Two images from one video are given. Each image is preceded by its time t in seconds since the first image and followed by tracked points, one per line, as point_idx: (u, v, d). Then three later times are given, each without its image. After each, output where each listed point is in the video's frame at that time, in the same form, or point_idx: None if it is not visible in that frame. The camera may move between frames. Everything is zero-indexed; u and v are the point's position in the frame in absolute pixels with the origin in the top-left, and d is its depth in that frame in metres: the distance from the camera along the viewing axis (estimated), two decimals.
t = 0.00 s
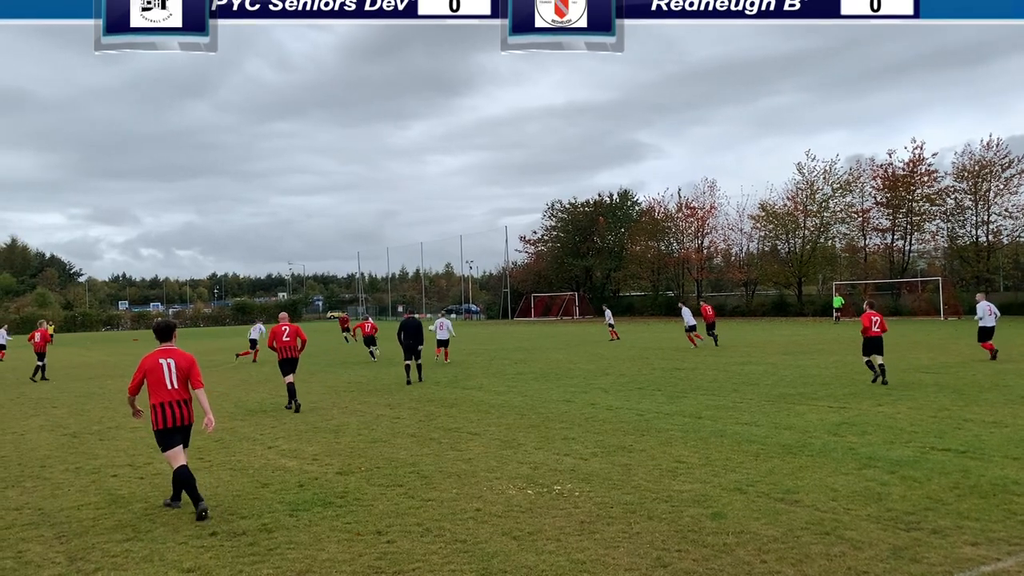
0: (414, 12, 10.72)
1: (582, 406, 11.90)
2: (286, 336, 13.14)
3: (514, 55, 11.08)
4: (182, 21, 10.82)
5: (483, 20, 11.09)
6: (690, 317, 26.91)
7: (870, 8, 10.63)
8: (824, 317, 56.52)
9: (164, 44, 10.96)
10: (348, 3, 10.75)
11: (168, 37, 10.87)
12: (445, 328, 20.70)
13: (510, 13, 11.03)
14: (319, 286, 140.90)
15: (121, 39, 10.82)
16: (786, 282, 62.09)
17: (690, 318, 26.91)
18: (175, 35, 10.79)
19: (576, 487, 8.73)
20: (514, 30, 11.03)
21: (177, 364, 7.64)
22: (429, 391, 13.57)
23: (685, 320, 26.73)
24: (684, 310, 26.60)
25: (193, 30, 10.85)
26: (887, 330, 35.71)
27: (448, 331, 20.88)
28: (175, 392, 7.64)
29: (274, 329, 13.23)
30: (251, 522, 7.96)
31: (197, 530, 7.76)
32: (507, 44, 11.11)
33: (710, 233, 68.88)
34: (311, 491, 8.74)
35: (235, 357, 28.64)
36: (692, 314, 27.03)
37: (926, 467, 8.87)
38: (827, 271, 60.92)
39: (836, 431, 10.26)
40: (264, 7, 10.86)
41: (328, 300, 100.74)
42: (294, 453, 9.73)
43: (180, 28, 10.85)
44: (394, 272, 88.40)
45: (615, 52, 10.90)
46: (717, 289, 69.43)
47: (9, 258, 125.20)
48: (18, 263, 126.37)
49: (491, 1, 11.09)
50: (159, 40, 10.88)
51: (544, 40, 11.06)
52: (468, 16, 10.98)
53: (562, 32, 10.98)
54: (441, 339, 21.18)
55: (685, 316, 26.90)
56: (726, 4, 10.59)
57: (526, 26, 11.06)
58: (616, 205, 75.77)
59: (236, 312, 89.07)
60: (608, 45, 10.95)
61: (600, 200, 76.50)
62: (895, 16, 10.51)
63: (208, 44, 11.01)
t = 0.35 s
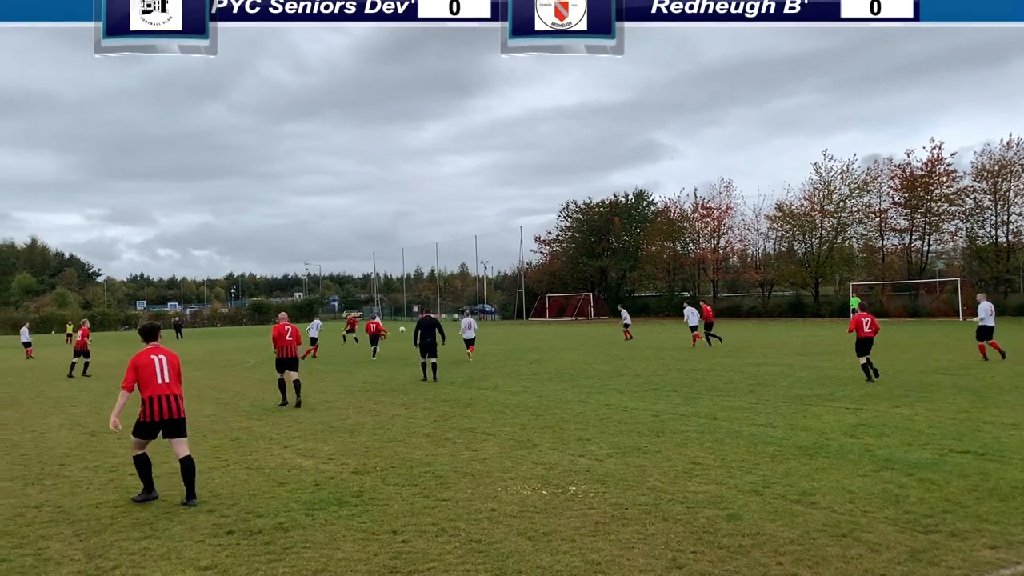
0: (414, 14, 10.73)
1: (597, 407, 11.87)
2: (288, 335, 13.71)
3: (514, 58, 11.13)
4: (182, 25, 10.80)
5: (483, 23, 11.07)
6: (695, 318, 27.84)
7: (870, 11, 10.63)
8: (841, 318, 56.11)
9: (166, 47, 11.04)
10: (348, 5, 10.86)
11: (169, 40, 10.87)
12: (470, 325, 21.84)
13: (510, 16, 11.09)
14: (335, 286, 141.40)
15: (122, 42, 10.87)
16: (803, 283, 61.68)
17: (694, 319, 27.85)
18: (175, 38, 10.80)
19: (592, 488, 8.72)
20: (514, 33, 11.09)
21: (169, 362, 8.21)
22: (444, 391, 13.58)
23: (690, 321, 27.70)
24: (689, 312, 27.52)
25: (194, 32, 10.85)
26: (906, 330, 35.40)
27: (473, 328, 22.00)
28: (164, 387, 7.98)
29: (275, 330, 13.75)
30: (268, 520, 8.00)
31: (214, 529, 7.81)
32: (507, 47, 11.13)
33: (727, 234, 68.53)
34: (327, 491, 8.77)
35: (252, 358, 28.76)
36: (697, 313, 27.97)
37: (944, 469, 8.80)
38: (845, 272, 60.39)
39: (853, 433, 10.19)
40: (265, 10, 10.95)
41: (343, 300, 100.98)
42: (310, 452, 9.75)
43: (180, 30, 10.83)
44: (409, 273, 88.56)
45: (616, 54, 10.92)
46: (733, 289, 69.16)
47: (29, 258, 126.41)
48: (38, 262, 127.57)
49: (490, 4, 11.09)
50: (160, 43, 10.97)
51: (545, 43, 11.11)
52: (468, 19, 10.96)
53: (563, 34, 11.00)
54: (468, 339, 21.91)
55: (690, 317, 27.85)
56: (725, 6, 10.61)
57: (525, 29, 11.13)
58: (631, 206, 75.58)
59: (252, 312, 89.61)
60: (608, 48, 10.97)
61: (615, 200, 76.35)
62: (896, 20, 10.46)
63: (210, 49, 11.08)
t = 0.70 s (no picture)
0: (414, 18, 10.09)
1: (617, 407, 11.83)
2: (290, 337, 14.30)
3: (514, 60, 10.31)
4: (181, 27, 10.04)
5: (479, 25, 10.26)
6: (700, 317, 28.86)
7: (870, 13, 10.04)
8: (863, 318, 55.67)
9: (165, 49, 10.28)
10: (348, 8, 10.24)
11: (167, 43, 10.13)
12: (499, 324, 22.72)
13: (510, 19, 10.22)
14: (355, 285, 141.99)
15: (119, 44, 10.05)
16: (826, 283, 61.15)
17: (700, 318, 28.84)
18: (175, 41, 10.08)
19: (611, 489, 8.71)
20: (514, 35, 10.24)
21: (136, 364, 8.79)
22: (464, 391, 13.58)
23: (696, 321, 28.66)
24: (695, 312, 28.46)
25: (192, 35, 10.13)
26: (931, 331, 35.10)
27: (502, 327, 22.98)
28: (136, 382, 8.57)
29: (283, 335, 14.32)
30: (289, 518, 8.05)
31: (236, 527, 7.86)
32: (507, 50, 10.30)
33: (748, 234, 68.62)
34: (348, 489, 8.80)
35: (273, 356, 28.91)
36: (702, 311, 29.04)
37: (969, 471, 8.70)
38: (867, 271, 59.85)
39: (876, 434, 10.09)
40: (264, 12, 10.21)
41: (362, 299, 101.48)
42: (331, 452, 9.74)
43: (179, 32, 10.09)
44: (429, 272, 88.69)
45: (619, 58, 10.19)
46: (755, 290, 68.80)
47: (55, 258, 128.08)
48: (63, 263, 129.19)
49: (489, 6, 10.26)
50: (159, 46, 10.19)
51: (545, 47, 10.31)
52: (466, 23, 10.18)
53: (563, 37, 10.17)
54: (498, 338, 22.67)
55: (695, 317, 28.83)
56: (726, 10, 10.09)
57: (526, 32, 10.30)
58: (650, 205, 75.40)
59: (273, 311, 90.21)
60: (608, 51, 10.27)
61: (635, 200, 76.20)
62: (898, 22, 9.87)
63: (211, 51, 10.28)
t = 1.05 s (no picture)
0: (415, 20, 11.26)
1: (633, 407, 11.78)
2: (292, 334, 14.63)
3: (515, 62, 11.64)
4: (182, 30, 11.33)
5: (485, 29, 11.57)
6: (702, 316, 29.08)
7: (870, 16, 11.03)
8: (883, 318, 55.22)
9: (166, 52, 11.50)
10: (348, 11, 11.37)
11: (170, 45, 11.35)
12: (523, 322, 23.25)
13: (510, 22, 11.54)
14: (372, 284, 142.24)
15: (119, 46, 11.20)
16: (845, 283, 61.12)
17: (702, 318, 29.13)
18: (176, 43, 11.30)
19: (628, 489, 8.70)
20: (514, 38, 11.54)
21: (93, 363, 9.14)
22: (479, 391, 13.60)
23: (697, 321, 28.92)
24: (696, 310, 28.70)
25: (193, 38, 11.38)
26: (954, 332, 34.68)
27: (525, 326, 23.41)
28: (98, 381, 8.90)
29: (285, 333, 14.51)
30: (307, 517, 8.08)
31: (254, 525, 7.90)
32: (507, 52, 11.62)
33: (766, 233, 68.57)
34: (365, 489, 8.82)
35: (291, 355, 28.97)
36: (706, 311, 29.27)
37: (991, 473, 8.61)
38: (887, 271, 59.79)
39: (896, 435, 10.00)
40: (264, 16, 11.47)
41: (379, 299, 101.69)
42: (348, 450, 9.76)
43: (179, 36, 11.35)
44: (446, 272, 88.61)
45: (615, 59, 11.55)
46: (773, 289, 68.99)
47: (76, 258, 129.41)
48: (84, 263, 130.52)
49: (492, 10, 11.57)
50: (159, 49, 11.40)
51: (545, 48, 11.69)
52: (470, 24, 11.42)
53: (563, 40, 11.56)
54: (522, 336, 23.24)
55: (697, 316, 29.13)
56: (725, 13, 11.23)
57: (526, 35, 11.65)
58: (668, 204, 75.09)
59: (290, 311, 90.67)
60: (608, 53, 11.62)
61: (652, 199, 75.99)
62: (895, 25, 10.85)
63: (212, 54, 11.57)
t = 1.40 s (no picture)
0: (415, 23, 11.76)
1: (641, 406, 11.75)
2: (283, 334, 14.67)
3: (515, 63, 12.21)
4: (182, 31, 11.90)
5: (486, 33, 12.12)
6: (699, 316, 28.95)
7: (870, 20, 11.63)
8: (892, 318, 55.14)
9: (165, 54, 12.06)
10: (347, 14, 11.91)
11: (169, 47, 11.94)
12: (535, 321, 23.38)
13: (510, 25, 12.10)
14: (379, 283, 142.17)
15: (119, 49, 11.84)
16: (853, 281, 60.80)
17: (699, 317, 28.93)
18: (174, 45, 11.89)
19: (636, 488, 8.69)
20: (514, 41, 12.11)
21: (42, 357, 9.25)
22: (486, 390, 13.59)
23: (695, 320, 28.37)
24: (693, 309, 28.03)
25: (193, 40, 11.96)
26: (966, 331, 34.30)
27: (539, 324, 23.40)
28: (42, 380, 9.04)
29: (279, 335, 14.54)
30: (315, 516, 8.11)
31: (263, 524, 7.93)
32: (507, 55, 12.20)
33: (773, 232, 68.43)
34: (373, 488, 8.84)
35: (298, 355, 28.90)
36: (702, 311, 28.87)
37: (1000, 473, 8.58)
38: (895, 270, 59.39)
39: (905, 435, 9.96)
40: (264, 18, 12.04)
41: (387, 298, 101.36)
42: (356, 449, 9.76)
43: (179, 38, 11.93)
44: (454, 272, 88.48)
45: (615, 62, 12.14)
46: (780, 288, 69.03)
47: (86, 258, 129.79)
48: (94, 263, 130.91)
49: (492, 14, 12.07)
50: (157, 50, 11.97)
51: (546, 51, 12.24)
52: (471, 28, 11.95)
53: (563, 42, 12.15)
54: (536, 334, 23.35)
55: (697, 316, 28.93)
56: (725, 15, 11.96)
57: (525, 35, 12.17)
58: (675, 204, 74.91)
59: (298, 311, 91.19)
60: (608, 56, 12.20)
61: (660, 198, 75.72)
62: (896, 28, 11.46)
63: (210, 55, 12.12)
